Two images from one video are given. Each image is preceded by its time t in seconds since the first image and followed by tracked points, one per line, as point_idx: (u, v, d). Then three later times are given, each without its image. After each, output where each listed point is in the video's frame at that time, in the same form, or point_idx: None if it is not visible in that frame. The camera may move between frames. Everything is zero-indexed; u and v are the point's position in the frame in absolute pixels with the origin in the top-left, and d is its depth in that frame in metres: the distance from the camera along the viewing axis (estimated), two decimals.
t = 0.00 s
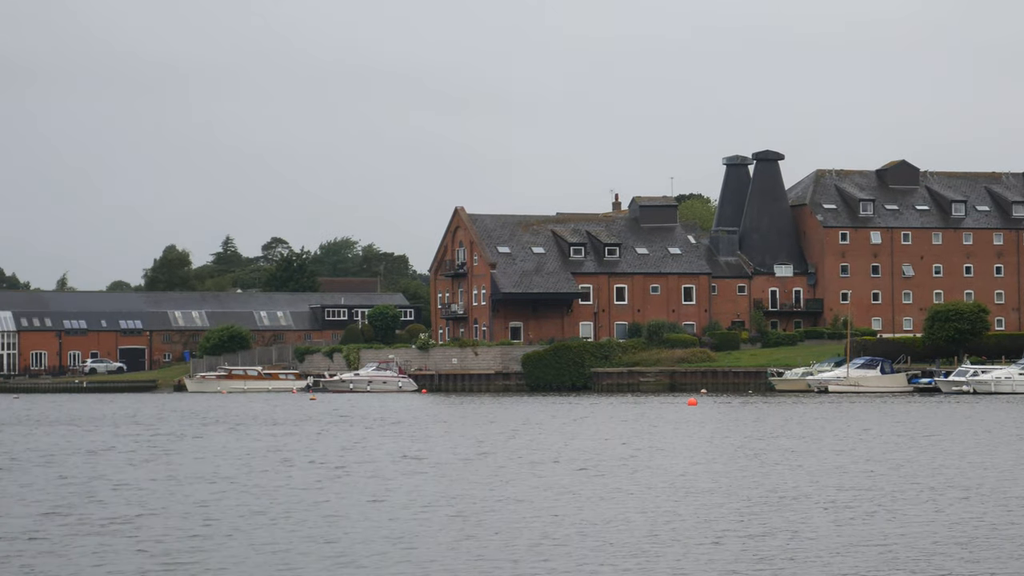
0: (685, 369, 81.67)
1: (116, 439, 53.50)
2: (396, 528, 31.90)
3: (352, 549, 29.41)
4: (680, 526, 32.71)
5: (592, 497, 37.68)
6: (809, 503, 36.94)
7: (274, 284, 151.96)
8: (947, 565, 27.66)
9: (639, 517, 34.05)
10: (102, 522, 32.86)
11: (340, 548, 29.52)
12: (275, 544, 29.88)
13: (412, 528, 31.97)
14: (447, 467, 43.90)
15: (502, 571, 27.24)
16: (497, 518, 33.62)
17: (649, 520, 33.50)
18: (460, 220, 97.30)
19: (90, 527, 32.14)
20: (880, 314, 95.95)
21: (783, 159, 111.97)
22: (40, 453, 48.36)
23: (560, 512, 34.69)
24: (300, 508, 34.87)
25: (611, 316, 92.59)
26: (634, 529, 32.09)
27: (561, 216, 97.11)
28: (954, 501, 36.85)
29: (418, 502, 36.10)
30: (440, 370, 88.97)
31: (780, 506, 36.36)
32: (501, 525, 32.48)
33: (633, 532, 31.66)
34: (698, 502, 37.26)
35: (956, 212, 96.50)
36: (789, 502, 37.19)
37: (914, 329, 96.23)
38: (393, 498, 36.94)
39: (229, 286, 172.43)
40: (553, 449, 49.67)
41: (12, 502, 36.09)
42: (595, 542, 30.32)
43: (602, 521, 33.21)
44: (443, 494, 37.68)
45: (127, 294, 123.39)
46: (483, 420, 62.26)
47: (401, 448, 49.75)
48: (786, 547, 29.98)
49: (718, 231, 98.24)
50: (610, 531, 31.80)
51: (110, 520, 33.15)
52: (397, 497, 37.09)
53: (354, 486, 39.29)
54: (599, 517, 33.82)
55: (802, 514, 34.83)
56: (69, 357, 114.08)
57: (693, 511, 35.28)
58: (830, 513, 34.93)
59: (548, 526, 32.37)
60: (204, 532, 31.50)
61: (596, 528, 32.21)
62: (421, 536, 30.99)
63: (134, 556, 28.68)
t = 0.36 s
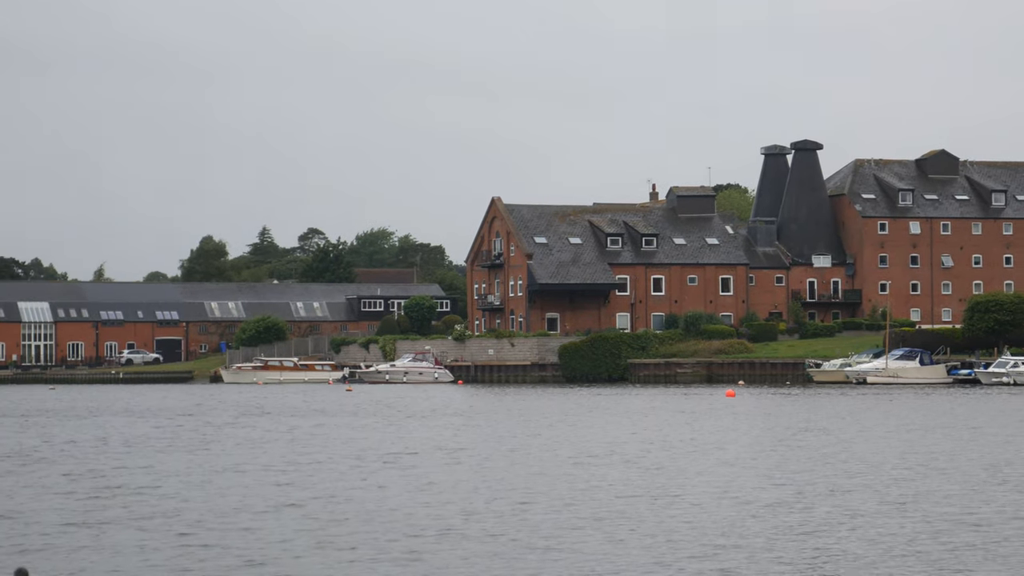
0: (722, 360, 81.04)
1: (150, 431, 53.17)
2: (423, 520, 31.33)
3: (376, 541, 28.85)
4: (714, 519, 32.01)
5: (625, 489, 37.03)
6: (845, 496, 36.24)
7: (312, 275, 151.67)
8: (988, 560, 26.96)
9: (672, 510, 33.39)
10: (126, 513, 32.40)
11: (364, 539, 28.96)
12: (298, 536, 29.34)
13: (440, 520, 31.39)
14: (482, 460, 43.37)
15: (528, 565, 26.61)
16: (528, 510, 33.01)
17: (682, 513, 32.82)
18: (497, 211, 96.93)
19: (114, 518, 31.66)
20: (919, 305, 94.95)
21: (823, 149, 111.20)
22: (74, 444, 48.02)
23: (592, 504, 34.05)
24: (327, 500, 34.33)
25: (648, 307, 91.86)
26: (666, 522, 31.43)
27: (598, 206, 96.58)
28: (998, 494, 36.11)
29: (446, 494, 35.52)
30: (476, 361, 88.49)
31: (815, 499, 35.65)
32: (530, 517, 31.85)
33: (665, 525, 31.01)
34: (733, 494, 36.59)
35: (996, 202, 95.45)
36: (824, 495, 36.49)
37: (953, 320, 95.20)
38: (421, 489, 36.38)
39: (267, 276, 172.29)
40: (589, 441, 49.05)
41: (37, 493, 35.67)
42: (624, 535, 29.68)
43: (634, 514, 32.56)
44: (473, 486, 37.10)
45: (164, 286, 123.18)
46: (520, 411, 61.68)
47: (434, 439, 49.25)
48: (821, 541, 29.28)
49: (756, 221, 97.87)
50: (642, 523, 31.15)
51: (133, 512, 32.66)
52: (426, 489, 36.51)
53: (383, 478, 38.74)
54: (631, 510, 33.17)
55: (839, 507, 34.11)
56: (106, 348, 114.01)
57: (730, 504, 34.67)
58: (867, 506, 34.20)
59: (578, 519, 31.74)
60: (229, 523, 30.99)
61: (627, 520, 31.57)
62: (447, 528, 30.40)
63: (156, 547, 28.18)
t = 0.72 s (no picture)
0: (763, 353, 80.54)
1: (188, 422, 53.00)
2: (458, 513, 31.00)
3: (410, 533, 28.55)
4: (755, 512, 31.60)
5: (665, 483, 36.65)
6: (887, 490, 35.76)
7: (351, 267, 151.57)
8: None
9: (711, 503, 32.99)
10: (160, 505, 32.14)
11: (401, 532, 28.66)
12: (333, 528, 29.07)
13: (477, 513, 31.03)
14: (522, 452, 43.10)
15: (564, 558, 26.24)
16: (565, 502, 32.65)
17: (721, 506, 32.45)
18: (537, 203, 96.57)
19: (146, 510, 31.41)
20: (961, 297, 94.28)
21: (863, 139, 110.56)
22: (113, 436, 47.90)
23: (632, 497, 33.68)
24: (363, 492, 34.05)
25: (689, 299, 91.62)
26: (706, 515, 31.04)
27: (637, 198, 96.24)
28: None
29: (483, 487, 35.21)
30: (516, 353, 88.39)
31: (858, 492, 35.21)
32: (569, 510, 31.49)
33: (707, 518, 30.65)
34: (774, 487, 36.18)
35: None
36: (867, 489, 36.03)
37: (996, 313, 94.35)
38: (457, 483, 36.07)
39: (306, 268, 172.26)
40: (630, 434, 48.72)
41: (73, 485, 35.48)
42: (663, 528, 29.30)
43: (674, 507, 32.17)
44: (512, 479, 36.78)
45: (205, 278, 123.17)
46: (561, 404, 61.37)
47: (473, 432, 49.00)
48: (866, 533, 28.84)
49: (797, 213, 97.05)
50: (682, 517, 30.74)
51: (167, 503, 32.42)
52: (463, 482, 36.20)
53: (421, 470, 38.47)
54: (670, 502, 32.78)
55: (881, 500, 33.65)
56: (146, 340, 113.95)
57: (771, 496, 34.33)
58: (910, 499, 33.71)
59: (617, 512, 31.38)
60: (264, 515, 30.73)
61: (666, 513, 31.19)
62: (484, 521, 30.04)
63: (188, 539, 27.91)
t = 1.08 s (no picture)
0: (806, 347, 79.96)
1: (227, 417, 52.74)
2: (495, 508, 30.52)
3: (447, 529, 28.10)
4: (797, 508, 31.02)
5: (706, 478, 36.11)
6: (929, 484, 35.19)
7: (390, 262, 151.31)
8: None
9: (754, 498, 32.43)
10: (192, 500, 31.77)
11: (436, 528, 28.20)
12: (367, 523, 28.62)
13: (514, 508, 30.55)
14: (562, 447, 42.67)
15: (602, 554, 25.71)
16: (604, 498, 32.14)
17: (763, 502, 31.89)
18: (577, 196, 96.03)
19: (179, 505, 31.03)
20: (1005, 291, 93.49)
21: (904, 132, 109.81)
22: (150, 431, 47.59)
23: (672, 493, 33.16)
24: (399, 487, 33.63)
25: (730, 292, 91.18)
26: (749, 511, 30.48)
27: (678, 191, 95.64)
28: None
29: (522, 482, 34.74)
30: (557, 347, 88.05)
31: (898, 487, 34.64)
32: (607, 506, 30.99)
33: (748, 514, 30.09)
34: (818, 483, 35.58)
35: None
36: (908, 483, 35.46)
37: None
38: (495, 477, 35.60)
39: (345, 262, 172.10)
40: (668, 429, 48.25)
41: (107, 480, 35.15)
42: (704, 524, 28.75)
43: (715, 503, 31.63)
44: (551, 474, 36.28)
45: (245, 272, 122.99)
46: (601, 399, 60.89)
47: (512, 427, 48.55)
48: (912, 529, 28.23)
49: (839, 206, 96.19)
50: (723, 513, 30.18)
51: (200, 498, 32.05)
52: (502, 477, 35.73)
53: (460, 465, 38.02)
54: (711, 499, 32.24)
55: (922, 495, 33.07)
56: (187, 334, 113.78)
57: (810, 492, 33.80)
58: (956, 495, 33.07)
59: (657, 507, 30.84)
60: (297, 510, 30.31)
61: (706, 510, 30.64)
62: (522, 517, 29.54)
63: (220, 534, 27.51)
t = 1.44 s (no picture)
0: (840, 340, 79.18)
1: (257, 410, 52.32)
2: (520, 503, 29.83)
3: (470, 522, 27.51)
4: (832, 503, 30.24)
5: (738, 472, 35.40)
6: (967, 479, 34.46)
7: (424, 255, 150.82)
8: None
9: (788, 493, 31.64)
10: (211, 493, 31.17)
11: (459, 523, 27.53)
12: (388, 517, 27.94)
13: (539, 504, 29.85)
14: (595, 441, 42.09)
15: (627, 549, 24.98)
16: (634, 493, 31.42)
17: (796, 497, 31.11)
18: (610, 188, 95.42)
19: (198, 498, 30.43)
20: None
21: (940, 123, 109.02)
22: (180, 424, 47.18)
23: (705, 488, 32.41)
24: (425, 481, 33.02)
25: (764, 286, 90.49)
26: (782, 506, 29.67)
27: (712, 184, 95.01)
28: None
29: (550, 476, 34.13)
30: (590, 341, 87.45)
31: (933, 482, 33.92)
32: (635, 501, 30.22)
33: (780, 509, 29.29)
34: (854, 478, 34.77)
35: None
36: (946, 478, 34.72)
37: None
38: (523, 471, 34.97)
39: (379, 256, 171.71)
40: (702, 423, 47.60)
41: (130, 473, 34.60)
42: (734, 520, 27.98)
43: (747, 498, 30.83)
44: (580, 468, 35.68)
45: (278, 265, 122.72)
46: (634, 392, 60.29)
47: (543, 421, 47.89)
48: (949, 526, 27.39)
49: (874, 199, 95.62)
50: (754, 509, 29.37)
51: (223, 490, 31.55)
52: (529, 471, 35.14)
53: (488, 459, 37.45)
54: (744, 494, 31.46)
55: (959, 490, 32.33)
56: (219, 327, 113.35)
57: (846, 486, 33.12)
58: (994, 490, 32.26)
59: (686, 502, 30.09)
60: (317, 503, 29.69)
61: (737, 505, 29.85)
62: (547, 512, 28.84)
63: (235, 527, 26.89)
